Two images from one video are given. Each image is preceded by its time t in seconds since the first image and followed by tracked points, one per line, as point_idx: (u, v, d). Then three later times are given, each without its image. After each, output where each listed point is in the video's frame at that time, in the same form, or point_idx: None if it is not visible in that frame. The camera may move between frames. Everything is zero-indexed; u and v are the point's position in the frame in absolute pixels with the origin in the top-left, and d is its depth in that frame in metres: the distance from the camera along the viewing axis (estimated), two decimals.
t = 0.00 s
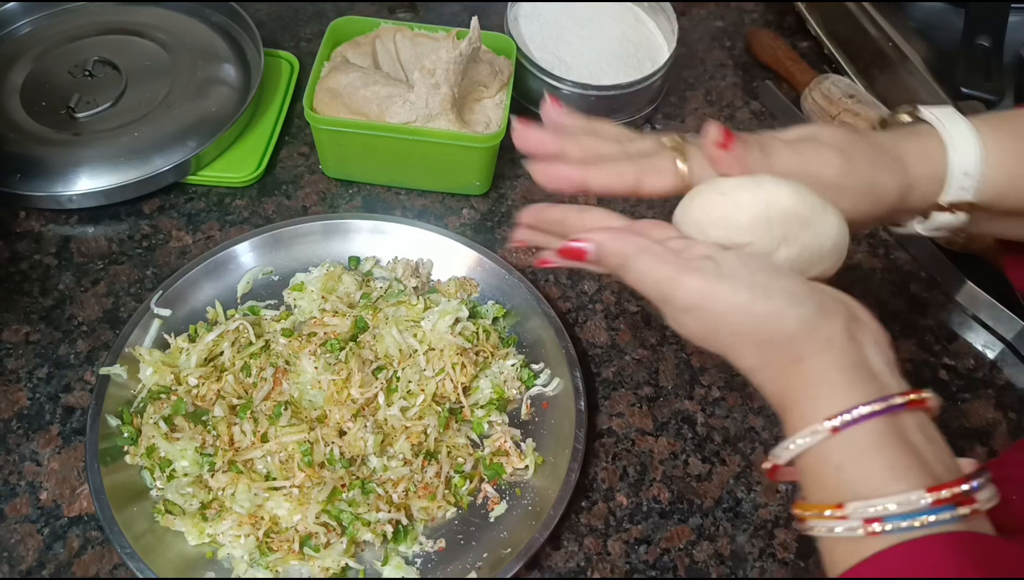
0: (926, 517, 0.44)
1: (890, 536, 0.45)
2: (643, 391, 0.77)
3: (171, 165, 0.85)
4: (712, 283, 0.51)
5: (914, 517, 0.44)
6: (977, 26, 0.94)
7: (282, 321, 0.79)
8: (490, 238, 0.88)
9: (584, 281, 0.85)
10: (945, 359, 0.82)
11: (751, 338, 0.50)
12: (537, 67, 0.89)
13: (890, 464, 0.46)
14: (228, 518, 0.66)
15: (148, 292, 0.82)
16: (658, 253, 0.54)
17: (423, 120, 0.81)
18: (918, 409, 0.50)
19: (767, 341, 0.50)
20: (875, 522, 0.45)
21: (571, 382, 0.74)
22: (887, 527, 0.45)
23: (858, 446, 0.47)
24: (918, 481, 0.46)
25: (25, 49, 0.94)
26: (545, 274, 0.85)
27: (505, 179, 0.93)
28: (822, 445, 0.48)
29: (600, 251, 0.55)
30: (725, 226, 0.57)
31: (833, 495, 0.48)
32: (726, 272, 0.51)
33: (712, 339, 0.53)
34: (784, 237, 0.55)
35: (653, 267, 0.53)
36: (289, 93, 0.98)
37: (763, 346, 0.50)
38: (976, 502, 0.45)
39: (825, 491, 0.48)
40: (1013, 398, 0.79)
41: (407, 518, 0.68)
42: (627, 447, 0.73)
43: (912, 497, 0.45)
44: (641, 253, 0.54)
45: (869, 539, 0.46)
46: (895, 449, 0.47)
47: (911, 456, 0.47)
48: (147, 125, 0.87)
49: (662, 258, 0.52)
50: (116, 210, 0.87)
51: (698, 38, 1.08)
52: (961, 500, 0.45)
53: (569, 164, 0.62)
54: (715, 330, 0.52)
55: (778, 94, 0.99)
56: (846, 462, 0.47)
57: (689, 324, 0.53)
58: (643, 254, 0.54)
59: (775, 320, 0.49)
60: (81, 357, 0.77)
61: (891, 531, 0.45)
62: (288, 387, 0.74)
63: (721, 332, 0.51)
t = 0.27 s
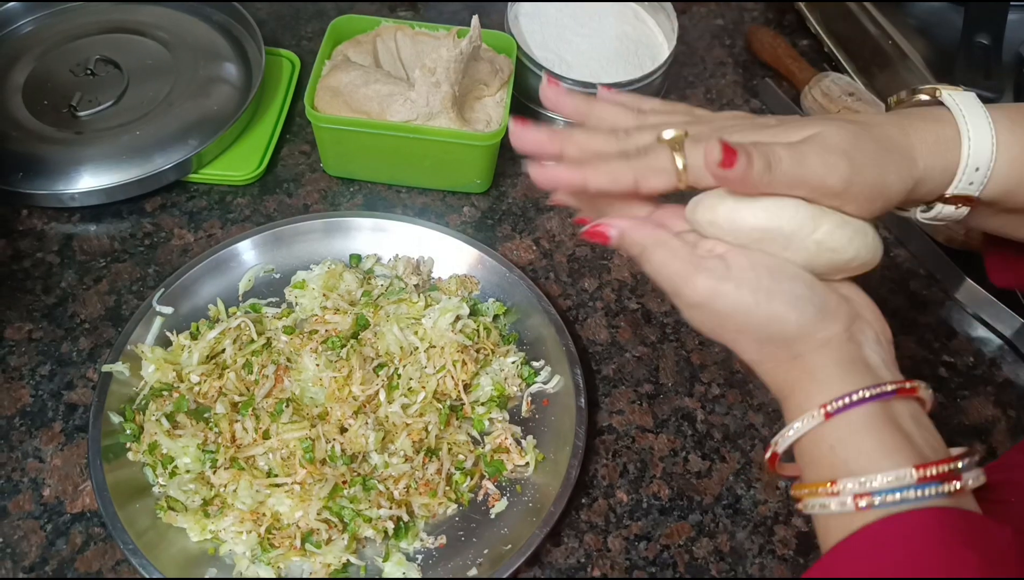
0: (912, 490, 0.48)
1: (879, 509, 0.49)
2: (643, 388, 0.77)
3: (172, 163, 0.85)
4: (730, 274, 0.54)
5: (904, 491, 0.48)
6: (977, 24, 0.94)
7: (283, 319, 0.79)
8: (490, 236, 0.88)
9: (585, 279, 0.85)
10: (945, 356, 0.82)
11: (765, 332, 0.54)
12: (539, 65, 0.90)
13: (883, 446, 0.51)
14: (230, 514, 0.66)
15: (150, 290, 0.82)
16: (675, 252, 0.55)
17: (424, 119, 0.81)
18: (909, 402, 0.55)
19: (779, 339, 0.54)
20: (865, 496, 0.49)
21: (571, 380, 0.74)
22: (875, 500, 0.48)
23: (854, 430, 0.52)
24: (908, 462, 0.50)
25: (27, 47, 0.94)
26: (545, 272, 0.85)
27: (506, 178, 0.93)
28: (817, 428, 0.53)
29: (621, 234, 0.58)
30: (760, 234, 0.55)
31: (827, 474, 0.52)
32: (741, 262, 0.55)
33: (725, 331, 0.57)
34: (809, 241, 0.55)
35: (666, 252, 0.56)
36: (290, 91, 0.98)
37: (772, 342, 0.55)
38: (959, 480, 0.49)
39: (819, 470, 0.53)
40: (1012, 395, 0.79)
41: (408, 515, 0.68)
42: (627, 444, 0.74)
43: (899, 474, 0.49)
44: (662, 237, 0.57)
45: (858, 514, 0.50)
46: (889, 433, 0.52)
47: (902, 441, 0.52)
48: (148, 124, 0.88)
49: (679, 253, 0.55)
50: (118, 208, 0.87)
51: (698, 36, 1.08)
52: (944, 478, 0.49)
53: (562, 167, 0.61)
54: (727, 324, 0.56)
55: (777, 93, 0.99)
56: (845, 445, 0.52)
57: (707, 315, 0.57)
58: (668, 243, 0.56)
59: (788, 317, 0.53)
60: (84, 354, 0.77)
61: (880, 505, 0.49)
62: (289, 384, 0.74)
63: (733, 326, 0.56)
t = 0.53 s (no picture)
0: (864, 496, 0.47)
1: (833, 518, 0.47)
2: (643, 386, 0.77)
3: (172, 162, 0.85)
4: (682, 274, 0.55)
5: (855, 496, 0.47)
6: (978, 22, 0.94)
7: (283, 317, 0.79)
8: (490, 235, 0.88)
9: (585, 278, 0.85)
10: (946, 354, 0.82)
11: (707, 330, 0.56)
12: (540, 64, 0.89)
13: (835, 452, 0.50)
14: (230, 512, 0.66)
15: (150, 289, 0.82)
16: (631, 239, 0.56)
17: (424, 117, 0.81)
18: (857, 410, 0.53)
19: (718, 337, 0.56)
20: (818, 505, 0.47)
21: (571, 378, 0.74)
22: (828, 509, 0.47)
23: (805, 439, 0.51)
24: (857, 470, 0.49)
25: (27, 46, 0.94)
26: (546, 270, 0.85)
27: (506, 176, 0.93)
28: (765, 440, 0.52)
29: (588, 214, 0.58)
30: (729, 253, 0.53)
31: (781, 486, 0.51)
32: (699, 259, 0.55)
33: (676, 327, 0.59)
34: (784, 264, 0.53)
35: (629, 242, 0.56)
36: (290, 90, 0.98)
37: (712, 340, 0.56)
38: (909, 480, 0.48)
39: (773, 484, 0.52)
40: (1013, 393, 0.79)
41: (408, 513, 0.68)
42: (627, 443, 0.73)
43: (849, 478, 0.47)
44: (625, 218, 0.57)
45: (813, 524, 0.48)
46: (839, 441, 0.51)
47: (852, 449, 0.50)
48: (148, 122, 0.87)
49: (644, 243, 0.56)
50: (118, 206, 0.87)
51: (699, 34, 1.08)
52: (893, 479, 0.48)
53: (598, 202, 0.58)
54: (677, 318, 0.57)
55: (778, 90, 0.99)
56: (792, 455, 0.51)
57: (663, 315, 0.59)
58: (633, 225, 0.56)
59: (730, 323, 0.54)
60: (83, 353, 0.77)
61: (832, 513, 0.47)
62: (289, 382, 0.74)
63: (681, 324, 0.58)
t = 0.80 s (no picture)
0: (886, 496, 0.51)
1: (854, 514, 0.51)
2: (644, 388, 0.77)
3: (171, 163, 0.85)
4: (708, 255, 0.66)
5: (876, 497, 0.51)
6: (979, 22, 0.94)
7: (282, 319, 0.79)
8: (490, 235, 0.87)
9: (585, 279, 0.85)
10: (947, 355, 0.81)
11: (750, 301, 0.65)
12: (538, 63, 0.90)
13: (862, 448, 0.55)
14: (228, 515, 0.66)
15: (149, 290, 0.82)
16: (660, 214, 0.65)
17: (423, 117, 0.81)
18: (881, 406, 0.60)
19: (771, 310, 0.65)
20: (836, 504, 0.52)
21: (571, 380, 0.74)
22: (851, 511, 0.51)
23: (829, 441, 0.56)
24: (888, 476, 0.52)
25: (26, 46, 0.94)
26: (545, 271, 0.85)
27: (506, 176, 0.92)
28: (784, 430, 0.58)
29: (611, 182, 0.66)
30: (785, 228, 0.61)
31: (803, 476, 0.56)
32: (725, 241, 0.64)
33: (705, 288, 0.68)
34: (839, 256, 0.60)
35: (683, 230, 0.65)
36: (289, 90, 0.97)
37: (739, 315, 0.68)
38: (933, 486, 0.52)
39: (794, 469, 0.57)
40: (1014, 394, 0.79)
41: (408, 516, 0.68)
42: (628, 444, 0.73)
43: (874, 476, 0.52)
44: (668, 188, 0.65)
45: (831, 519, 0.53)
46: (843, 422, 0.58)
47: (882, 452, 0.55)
48: (147, 122, 0.87)
49: (681, 207, 0.64)
50: (116, 207, 0.87)
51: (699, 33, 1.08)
52: (920, 480, 0.52)
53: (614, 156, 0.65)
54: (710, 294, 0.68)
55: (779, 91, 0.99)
56: (830, 448, 0.56)
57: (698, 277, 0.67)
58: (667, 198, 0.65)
59: (762, 297, 0.64)
60: (82, 354, 0.77)
61: (852, 512, 0.51)
62: (288, 384, 0.74)
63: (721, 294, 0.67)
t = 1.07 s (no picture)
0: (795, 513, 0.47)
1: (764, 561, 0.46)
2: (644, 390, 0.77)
3: (169, 164, 0.85)
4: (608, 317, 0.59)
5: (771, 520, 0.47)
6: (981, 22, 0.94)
7: (281, 320, 0.79)
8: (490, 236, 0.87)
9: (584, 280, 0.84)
10: (948, 356, 0.81)
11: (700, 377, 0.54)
12: (539, 64, 0.89)
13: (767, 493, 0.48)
14: (227, 518, 0.66)
15: (147, 292, 0.81)
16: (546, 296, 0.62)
17: (423, 118, 0.81)
18: (843, 504, 0.49)
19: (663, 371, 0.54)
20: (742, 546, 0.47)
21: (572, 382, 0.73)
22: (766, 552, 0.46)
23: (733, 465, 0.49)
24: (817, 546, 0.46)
25: (24, 47, 0.93)
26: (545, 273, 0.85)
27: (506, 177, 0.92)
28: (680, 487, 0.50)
29: (443, 433, 0.51)
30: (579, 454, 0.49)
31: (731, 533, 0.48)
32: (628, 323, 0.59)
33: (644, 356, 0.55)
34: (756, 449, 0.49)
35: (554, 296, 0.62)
36: (288, 90, 0.97)
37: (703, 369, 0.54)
38: None
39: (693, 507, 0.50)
40: (1016, 396, 0.78)
41: (407, 519, 0.67)
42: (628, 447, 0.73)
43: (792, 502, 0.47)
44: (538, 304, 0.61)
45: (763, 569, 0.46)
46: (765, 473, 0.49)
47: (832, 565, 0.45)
48: (146, 123, 0.87)
49: (530, 416, 0.50)
50: (115, 208, 0.87)
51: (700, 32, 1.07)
52: None
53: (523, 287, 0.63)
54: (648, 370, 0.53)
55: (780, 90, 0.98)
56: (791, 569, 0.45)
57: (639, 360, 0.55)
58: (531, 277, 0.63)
59: (664, 443, 0.48)
60: (80, 356, 0.76)
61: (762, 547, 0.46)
62: (287, 386, 0.75)
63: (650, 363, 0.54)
